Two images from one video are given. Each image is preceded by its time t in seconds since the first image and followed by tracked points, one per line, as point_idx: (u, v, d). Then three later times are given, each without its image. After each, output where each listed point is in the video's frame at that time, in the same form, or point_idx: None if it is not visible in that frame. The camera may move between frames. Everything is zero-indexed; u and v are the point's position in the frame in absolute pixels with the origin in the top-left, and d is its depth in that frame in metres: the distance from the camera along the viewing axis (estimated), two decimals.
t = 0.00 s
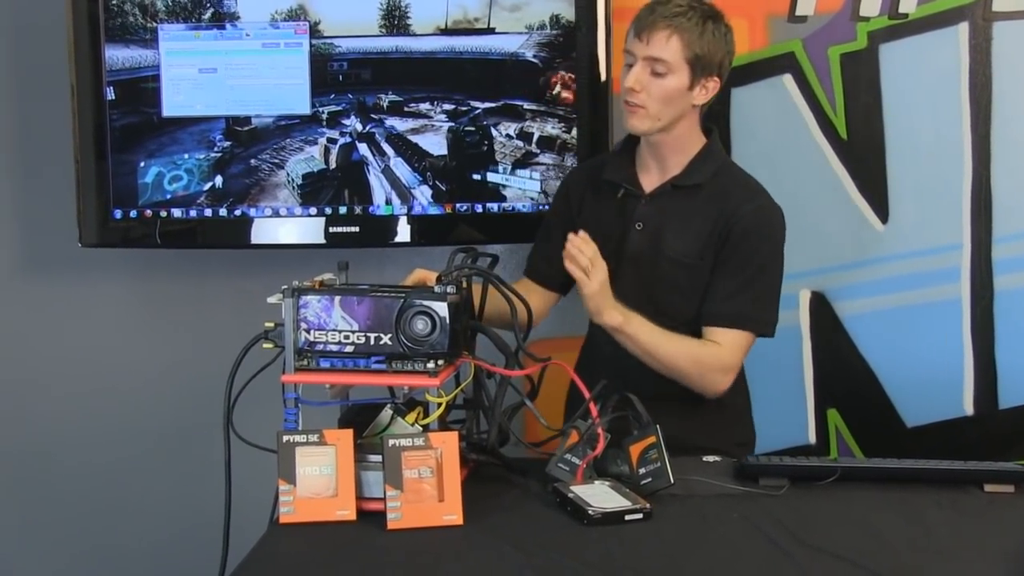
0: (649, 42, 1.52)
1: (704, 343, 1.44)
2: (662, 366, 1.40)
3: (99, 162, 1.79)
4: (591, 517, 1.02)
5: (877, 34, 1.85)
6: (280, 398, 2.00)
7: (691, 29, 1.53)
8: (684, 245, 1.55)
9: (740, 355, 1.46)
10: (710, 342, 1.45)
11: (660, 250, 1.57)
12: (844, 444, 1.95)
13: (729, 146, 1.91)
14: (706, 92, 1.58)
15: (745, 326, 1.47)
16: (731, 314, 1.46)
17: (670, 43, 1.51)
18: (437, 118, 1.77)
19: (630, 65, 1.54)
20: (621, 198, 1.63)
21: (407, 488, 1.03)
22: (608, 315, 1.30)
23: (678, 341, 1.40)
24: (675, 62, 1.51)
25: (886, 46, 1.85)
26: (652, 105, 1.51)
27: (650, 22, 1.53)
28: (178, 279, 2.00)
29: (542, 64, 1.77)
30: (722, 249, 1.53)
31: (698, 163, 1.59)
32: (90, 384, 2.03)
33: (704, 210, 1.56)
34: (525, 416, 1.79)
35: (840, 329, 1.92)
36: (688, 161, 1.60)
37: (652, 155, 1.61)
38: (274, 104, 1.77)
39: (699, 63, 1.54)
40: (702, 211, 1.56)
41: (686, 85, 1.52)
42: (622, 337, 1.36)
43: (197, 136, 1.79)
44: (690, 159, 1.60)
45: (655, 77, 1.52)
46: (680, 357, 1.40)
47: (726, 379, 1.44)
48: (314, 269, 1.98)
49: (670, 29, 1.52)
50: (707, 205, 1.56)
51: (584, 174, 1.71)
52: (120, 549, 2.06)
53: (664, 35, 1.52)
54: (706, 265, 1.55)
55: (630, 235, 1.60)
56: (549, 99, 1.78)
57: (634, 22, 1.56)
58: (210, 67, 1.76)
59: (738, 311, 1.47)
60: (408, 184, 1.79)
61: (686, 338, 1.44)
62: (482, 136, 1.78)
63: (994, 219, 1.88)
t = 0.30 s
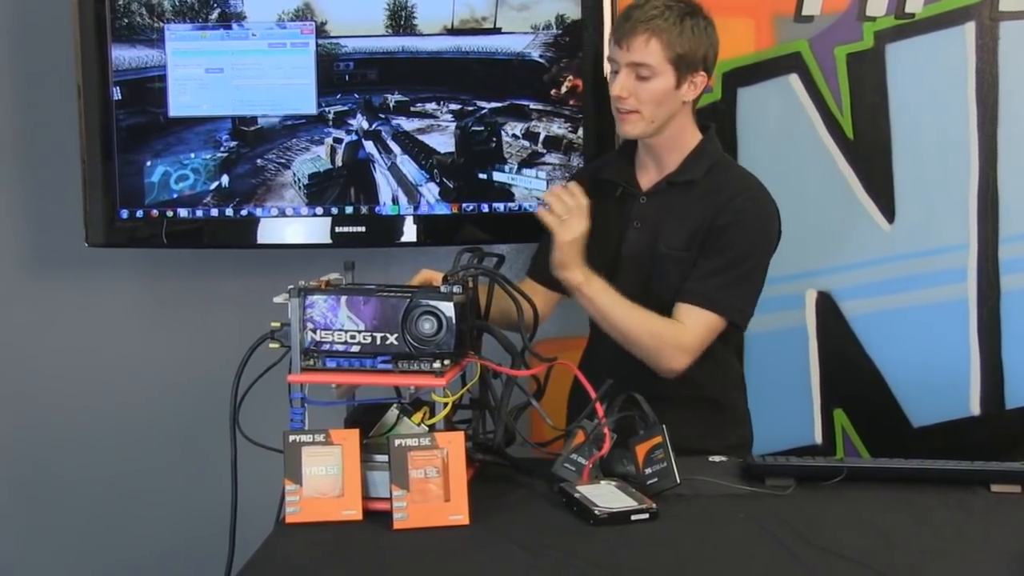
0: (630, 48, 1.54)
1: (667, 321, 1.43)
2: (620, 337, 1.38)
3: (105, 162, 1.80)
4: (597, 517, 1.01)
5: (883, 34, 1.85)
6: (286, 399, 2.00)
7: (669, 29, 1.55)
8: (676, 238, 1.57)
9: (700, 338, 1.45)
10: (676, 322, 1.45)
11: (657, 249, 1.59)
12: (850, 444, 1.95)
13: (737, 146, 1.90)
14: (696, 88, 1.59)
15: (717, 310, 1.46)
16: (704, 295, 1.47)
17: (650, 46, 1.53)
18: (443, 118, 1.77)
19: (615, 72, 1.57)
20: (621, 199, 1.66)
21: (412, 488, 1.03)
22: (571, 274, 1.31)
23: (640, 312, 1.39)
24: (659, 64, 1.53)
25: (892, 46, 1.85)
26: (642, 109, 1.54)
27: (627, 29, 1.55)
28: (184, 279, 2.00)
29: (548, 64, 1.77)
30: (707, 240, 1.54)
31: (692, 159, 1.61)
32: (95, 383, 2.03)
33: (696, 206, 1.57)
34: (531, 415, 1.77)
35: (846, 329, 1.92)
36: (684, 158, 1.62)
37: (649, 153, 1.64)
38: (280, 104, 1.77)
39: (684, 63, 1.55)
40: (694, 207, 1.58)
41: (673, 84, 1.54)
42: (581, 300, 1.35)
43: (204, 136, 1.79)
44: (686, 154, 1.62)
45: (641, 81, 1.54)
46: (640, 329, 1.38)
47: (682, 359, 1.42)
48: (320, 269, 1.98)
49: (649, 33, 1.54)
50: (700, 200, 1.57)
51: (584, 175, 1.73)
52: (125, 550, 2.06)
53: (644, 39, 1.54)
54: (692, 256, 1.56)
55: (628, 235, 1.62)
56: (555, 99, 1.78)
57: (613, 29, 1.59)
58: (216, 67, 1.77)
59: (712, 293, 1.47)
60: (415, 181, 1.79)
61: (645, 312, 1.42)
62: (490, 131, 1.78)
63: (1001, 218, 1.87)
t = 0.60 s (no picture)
0: (587, 50, 1.54)
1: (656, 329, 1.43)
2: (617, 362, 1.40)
3: (110, 163, 1.80)
4: (602, 517, 1.01)
5: (888, 34, 1.85)
6: (291, 399, 2.00)
7: (625, 28, 1.55)
8: (644, 232, 1.56)
9: (692, 335, 1.46)
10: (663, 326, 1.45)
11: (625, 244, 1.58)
12: (855, 444, 1.94)
13: (743, 147, 1.90)
14: (655, 83, 1.60)
15: (700, 304, 1.47)
16: (688, 289, 1.47)
17: (608, 46, 1.53)
18: (448, 118, 1.77)
19: (575, 74, 1.57)
20: (586, 198, 1.65)
21: (417, 488, 1.03)
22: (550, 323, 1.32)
23: (625, 332, 1.40)
24: (617, 63, 1.54)
25: (897, 46, 1.85)
26: (604, 110, 1.55)
27: (582, 31, 1.54)
28: (189, 279, 2.00)
29: (552, 64, 1.77)
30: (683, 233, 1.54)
31: (657, 152, 1.60)
32: (100, 383, 2.04)
33: (665, 200, 1.57)
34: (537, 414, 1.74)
35: (851, 329, 1.92)
36: (648, 153, 1.62)
37: (612, 151, 1.64)
38: (285, 104, 1.78)
39: (642, 60, 1.56)
40: (663, 201, 1.57)
41: (633, 82, 1.55)
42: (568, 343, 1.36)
43: (209, 136, 1.79)
44: (650, 148, 1.62)
45: (601, 82, 1.55)
46: (633, 350, 1.39)
47: (681, 359, 1.43)
48: (325, 268, 1.98)
49: (605, 33, 1.54)
50: (669, 194, 1.57)
51: (550, 181, 1.74)
52: (130, 549, 2.06)
53: (601, 39, 1.54)
54: (669, 249, 1.55)
55: (597, 234, 1.61)
56: (559, 100, 1.78)
57: (567, 31, 1.58)
58: (222, 67, 1.77)
59: (699, 287, 1.47)
60: (420, 179, 1.79)
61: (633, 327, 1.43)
62: (497, 130, 1.78)
63: (1007, 218, 1.87)
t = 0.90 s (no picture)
0: (542, 57, 1.48)
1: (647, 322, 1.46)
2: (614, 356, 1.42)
3: (114, 163, 1.80)
4: (606, 517, 1.01)
5: (892, 34, 1.85)
6: (295, 399, 2.01)
7: (579, 33, 1.51)
8: (616, 235, 1.55)
9: (681, 328, 1.48)
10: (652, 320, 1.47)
11: (596, 250, 1.56)
12: (859, 444, 1.95)
13: (747, 147, 1.90)
14: (607, 89, 1.58)
15: (682, 299, 1.49)
16: (674, 285, 1.48)
17: (564, 52, 1.49)
18: (451, 118, 1.77)
19: (529, 83, 1.51)
20: (545, 208, 1.61)
21: (421, 488, 1.03)
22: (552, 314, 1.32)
23: (623, 324, 1.42)
24: (574, 70, 1.49)
25: (901, 47, 1.85)
26: (562, 117, 1.50)
27: (535, 38, 1.49)
28: (192, 279, 2.00)
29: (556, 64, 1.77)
30: (657, 232, 1.54)
31: (615, 156, 1.59)
32: (103, 383, 2.04)
33: (631, 201, 1.56)
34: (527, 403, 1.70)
35: (855, 329, 1.92)
36: (605, 158, 1.59)
37: (567, 158, 1.60)
38: (289, 105, 1.78)
39: (596, 64, 1.53)
40: (629, 202, 1.56)
41: (588, 88, 1.51)
42: (569, 334, 1.37)
43: (213, 136, 1.79)
44: (605, 153, 1.60)
45: (558, 89, 1.50)
46: (629, 344, 1.42)
47: (671, 353, 1.46)
48: (329, 268, 1.99)
49: (560, 39, 1.49)
50: (634, 194, 1.56)
51: (501, 191, 1.69)
52: (133, 549, 2.07)
53: (556, 46, 1.49)
54: (644, 249, 1.54)
55: (562, 242, 1.57)
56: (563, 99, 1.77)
57: (517, 38, 1.52)
58: (225, 67, 1.77)
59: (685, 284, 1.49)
60: (424, 177, 1.79)
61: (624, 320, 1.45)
62: (502, 129, 1.77)
63: (1011, 218, 1.87)
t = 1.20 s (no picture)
0: (533, 61, 1.48)
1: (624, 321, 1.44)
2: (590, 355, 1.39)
3: (118, 163, 1.80)
4: (609, 518, 1.01)
5: (896, 34, 1.85)
6: (298, 399, 2.01)
7: (566, 36, 1.52)
8: (600, 234, 1.55)
9: (657, 325, 1.47)
10: (629, 318, 1.45)
11: (581, 250, 1.55)
12: (862, 444, 1.94)
13: (750, 147, 1.90)
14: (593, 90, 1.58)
15: (666, 296, 1.48)
16: (654, 281, 1.48)
17: (553, 56, 1.49)
18: (454, 118, 1.77)
19: (520, 88, 1.51)
20: (531, 208, 1.60)
21: (424, 488, 1.03)
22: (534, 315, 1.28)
23: (599, 324, 1.39)
24: (564, 72, 1.50)
25: (904, 47, 1.85)
26: (554, 120, 1.50)
27: (524, 43, 1.49)
28: (196, 279, 2.00)
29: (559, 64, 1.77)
30: (642, 231, 1.54)
31: (601, 156, 1.59)
32: (106, 383, 2.04)
33: (617, 200, 1.56)
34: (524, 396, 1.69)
35: (857, 329, 1.92)
36: (592, 158, 1.59)
37: (555, 161, 1.60)
38: (292, 105, 1.78)
39: (584, 66, 1.53)
40: (615, 202, 1.56)
41: (578, 90, 1.52)
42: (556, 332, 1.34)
43: (216, 137, 1.80)
44: (592, 155, 1.60)
45: (549, 92, 1.50)
46: (605, 343, 1.39)
47: (648, 350, 1.45)
48: (332, 268, 1.99)
49: (548, 42, 1.49)
50: (620, 194, 1.57)
51: (489, 190, 1.69)
52: (136, 549, 2.07)
53: (545, 50, 1.49)
54: (627, 248, 1.54)
55: (548, 242, 1.56)
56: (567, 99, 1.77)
57: (504, 43, 1.52)
58: (229, 68, 1.77)
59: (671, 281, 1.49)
60: (427, 179, 1.79)
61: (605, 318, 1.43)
62: (505, 130, 1.77)
63: (1014, 219, 1.87)
